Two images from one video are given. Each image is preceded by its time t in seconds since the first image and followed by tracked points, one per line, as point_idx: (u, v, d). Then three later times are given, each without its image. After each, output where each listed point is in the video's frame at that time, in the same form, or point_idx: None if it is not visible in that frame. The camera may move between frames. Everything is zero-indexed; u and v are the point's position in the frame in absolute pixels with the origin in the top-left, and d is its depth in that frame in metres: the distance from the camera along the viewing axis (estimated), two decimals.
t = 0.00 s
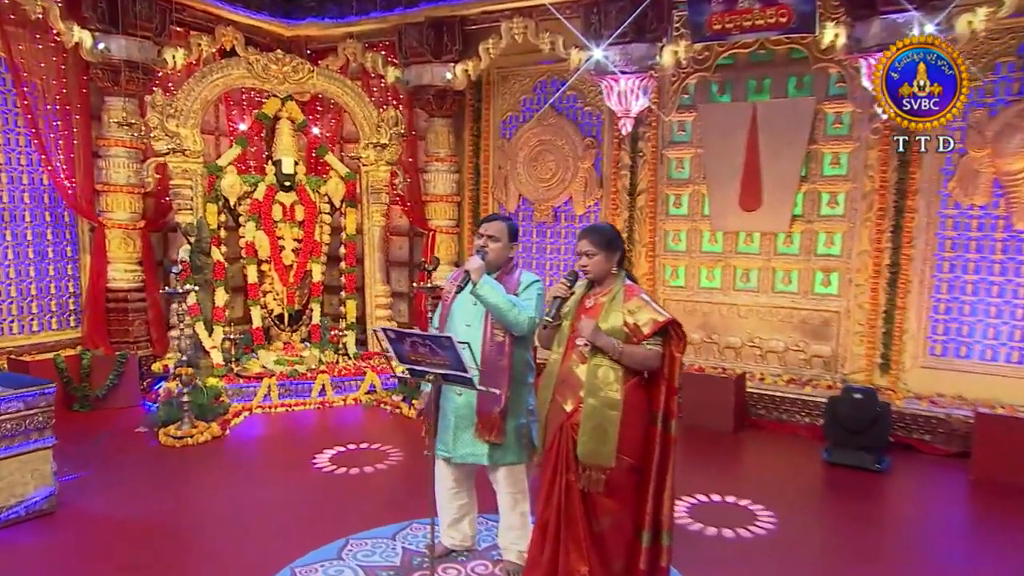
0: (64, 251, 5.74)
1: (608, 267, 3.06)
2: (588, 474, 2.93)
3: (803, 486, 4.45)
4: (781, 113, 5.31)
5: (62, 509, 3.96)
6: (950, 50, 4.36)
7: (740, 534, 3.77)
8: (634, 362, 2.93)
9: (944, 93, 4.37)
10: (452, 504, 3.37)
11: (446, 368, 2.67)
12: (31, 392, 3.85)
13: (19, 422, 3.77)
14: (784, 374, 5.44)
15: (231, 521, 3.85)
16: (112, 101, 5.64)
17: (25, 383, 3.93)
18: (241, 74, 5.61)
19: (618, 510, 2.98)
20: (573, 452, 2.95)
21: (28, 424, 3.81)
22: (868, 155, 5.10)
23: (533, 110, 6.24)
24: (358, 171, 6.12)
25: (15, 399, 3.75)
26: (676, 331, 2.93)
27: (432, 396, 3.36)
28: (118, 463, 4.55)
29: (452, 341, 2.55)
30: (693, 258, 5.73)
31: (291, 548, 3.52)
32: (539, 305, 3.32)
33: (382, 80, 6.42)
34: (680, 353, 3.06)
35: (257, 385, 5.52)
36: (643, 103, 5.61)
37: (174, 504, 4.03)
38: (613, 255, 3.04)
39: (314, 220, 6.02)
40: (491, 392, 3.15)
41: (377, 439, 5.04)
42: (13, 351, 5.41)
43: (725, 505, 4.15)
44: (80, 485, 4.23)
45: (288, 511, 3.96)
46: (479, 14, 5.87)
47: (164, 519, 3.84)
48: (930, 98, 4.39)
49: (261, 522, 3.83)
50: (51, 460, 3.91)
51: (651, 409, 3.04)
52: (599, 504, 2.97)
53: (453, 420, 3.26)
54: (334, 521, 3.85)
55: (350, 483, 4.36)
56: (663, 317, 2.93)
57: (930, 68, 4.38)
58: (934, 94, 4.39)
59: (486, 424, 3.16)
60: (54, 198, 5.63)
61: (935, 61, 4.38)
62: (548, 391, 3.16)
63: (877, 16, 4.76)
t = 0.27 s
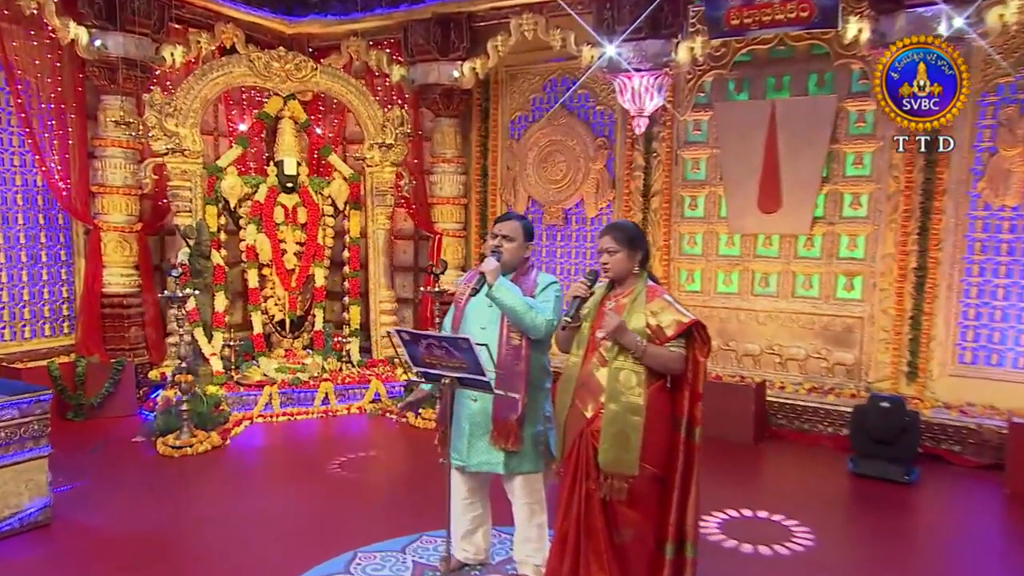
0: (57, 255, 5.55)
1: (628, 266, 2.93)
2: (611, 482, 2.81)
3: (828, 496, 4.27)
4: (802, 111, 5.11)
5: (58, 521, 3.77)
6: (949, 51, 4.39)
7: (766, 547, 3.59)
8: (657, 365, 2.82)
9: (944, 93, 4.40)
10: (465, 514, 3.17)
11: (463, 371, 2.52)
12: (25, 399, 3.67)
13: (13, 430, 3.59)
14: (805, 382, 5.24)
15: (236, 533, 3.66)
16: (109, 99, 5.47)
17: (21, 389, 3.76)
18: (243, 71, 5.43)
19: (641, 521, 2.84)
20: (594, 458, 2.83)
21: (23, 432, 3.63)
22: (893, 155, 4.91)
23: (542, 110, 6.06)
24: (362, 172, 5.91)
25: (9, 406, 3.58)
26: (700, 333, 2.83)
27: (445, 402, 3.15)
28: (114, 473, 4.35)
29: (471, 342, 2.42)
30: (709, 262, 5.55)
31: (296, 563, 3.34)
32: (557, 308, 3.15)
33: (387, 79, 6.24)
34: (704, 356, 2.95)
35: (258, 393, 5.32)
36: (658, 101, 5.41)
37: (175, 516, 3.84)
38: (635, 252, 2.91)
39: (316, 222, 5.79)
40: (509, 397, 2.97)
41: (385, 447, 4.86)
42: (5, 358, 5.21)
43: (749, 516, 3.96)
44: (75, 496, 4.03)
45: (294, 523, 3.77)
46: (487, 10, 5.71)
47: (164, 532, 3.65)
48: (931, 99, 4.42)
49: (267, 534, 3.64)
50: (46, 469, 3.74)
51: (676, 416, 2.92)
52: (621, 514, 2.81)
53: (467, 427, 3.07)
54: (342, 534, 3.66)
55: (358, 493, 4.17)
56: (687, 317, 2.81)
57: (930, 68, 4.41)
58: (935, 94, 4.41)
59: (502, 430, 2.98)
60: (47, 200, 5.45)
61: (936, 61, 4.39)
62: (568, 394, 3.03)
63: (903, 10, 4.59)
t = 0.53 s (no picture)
0: (52, 255, 5.39)
1: (650, 264, 2.79)
2: (631, 486, 2.67)
3: (852, 503, 4.11)
4: (821, 107, 4.95)
5: (56, 529, 3.61)
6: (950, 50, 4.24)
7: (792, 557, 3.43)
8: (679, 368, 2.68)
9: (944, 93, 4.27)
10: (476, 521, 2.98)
11: (479, 371, 2.36)
12: (23, 401, 3.50)
13: (10, 434, 3.42)
14: (824, 387, 5.07)
15: (241, 541, 3.51)
16: (105, 95, 5.31)
17: (19, 391, 3.59)
18: (244, 67, 5.29)
19: (662, 527, 2.70)
20: (612, 460, 2.72)
21: (20, 436, 3.47)
22: (915, 151, 4.75)
23: (550, 106, 5.93)
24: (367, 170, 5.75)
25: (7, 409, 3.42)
26: (724, 335, 2.69)
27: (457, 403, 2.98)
28: (113, 479, 4.19)
29: (488, 341, 2.26)
30: (723, 262, 5.39)
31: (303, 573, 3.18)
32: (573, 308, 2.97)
33: (391, 75, 6.10)
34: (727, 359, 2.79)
35: (259, 397, 5.15)
36: (671, 96, 5.26)
37: (177, 524, 3.68)
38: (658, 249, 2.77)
39: (320, 221, 5.62)
40: (525, 397, 2.79)
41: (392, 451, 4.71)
42: None
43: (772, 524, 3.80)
44: (73, 503, 3.87)
45: (302, 531, 3.63)
46: (494, 4, 5.58)
47: (168, 540, 3.51)
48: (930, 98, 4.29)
49: (273, 543, 3.50)
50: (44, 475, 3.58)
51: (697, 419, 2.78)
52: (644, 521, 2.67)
53: (480, 430, 2.90)
54: (350, 542, 3.52)
55: (366, 499, 4.03)
56: (711, 317, 2.68)
57: (930, 68, 4.27)
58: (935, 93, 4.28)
59: (516, 432, 2.81)
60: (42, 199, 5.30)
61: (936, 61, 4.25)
62: (585, 397, 2.87)
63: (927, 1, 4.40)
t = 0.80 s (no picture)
0: (49, 253, 5.23)
1: (676, 258, 2.63)
2: (655, 488, 2.51)
3: (879, 509, 3.95)
4: (842, 99, 4.78)
5: (56, 534, 3.46)
6: (949, 49, 4.26)
7: (822, 568, 3.26)
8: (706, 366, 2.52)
9: (944, 93, 4.27)
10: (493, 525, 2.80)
11: (498, 370, 2.21)
12: (23, 401, 3.36)
13: (10, 435, 3.28)
14: (846, 390, 4.90)
15: (250, 548, 3.36)
16: (104, 88, 5.16)
17: (19, 391, 3.45)
18: (247, 59, 5.13)
19: (686, 531, 2.55)
20: (636, 463, 2.54)
21: (20, 438, 3.32)
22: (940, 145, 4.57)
23: (560, 100, 5.78)
24: (373, 166, 5.59)
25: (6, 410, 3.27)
26: (752, 331, 2.55)
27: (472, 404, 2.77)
28: (112, 483, 4.03)
29: (508, 336, 2.11)
30: (741, 261, 5.23)
31: None
32: (593, 304, 2.77)
33: (396, 68, 5.94)
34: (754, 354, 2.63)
35: (262, 400, 4.97)
36: (687, 89, 5.08)
37: (181, 530, 3.53)
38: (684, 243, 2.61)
39: (324, 219, 5.45)
40: (544, 397, 2.57)
41: (401, 454, 4.56)
42: None
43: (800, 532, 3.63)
44: (71, 508, 3.72)
45: (312, 538, 3.47)
46: None
47: (173, 547, 3.35)
48: (930, 98, 4.30)
49: (282, 550, 3.34)
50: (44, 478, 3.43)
51: (723, 418, 2.64)
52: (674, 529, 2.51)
53: (496, 432, 2.68)
54: (362, 549, 3.36)
55: (377, 504, 3.87)
56: (738, 313, 2.53)
57: (930, 68, 4.29)
58: (934, 93, 4.29)
59: (533, 434, 2.59)
60: (39, 195, 5.15)
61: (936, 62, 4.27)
62: (608, 395, 2.70)
63: None
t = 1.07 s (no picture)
0: (47, 249, 5.12)
1: (697, 251, 2.46)
2: (677, 487, 2.36)
3: (904, 511, 3.81)
4: (860, 91, 4.66)
5: (57, 536, 3.35)
6: (950, 50, 4.41)
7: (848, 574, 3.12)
8: (731, 359, 2.36)
9: (944, 92, 4.42)
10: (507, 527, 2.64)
11: (517, 366, 2.09)
12: (25, 400, 3.25)
13: (11, 435, 3.16)
14: (863, 389, 4.77)
15: (257, 552, 3.24)
16: (103, 81, 5.04)
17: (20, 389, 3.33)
18: (250, 52, 5.01)
19: (709, 531, 2.39)
20: (659, 461, 2.38)
21: (22, 437, 3.20)
22: (963, 138, 4.44)
23: (570, 94, 5.69)
24: (378, 161, 5.46)
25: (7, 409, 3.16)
26: (777, 323, 2.40)
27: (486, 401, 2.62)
28: (114, 484, 3.92)
29: (529, 331, 1.99)
30: (755, 257, 5.12)
31: None
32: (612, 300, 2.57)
33: (401, 61, 5.83)
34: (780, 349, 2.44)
35: (266, 400, 4.85)
36: (700, 82, 4.94)
37: (186, 532, 3.42)
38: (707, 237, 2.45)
39: (328, 215, 5.32)
40: (563, 395, 2.43)
41: (410, 454, 4.45)
42: None
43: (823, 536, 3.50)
44: (72, 509, 3.60)
45: (320, 541, 3.36)
46: None
47: (177, 550, 3.24)
48: (930, 98, 4.46)
49: (290, 554, 3.23)
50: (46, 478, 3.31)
51: (746, 415, 2.47)
52: (701, 535, 2.36)
53: (512, 431, 2.53)
54: (372, 553, 3.25)
55: (387, 506, 3.76)
56: (763, 303, 2.38)
57: (930, 68, 4.46)
58: (934, 94, 4.45)
59: (552, 432, 2.46)
60: (37, 189, 5.03)
61: (935, 61, 4.43)
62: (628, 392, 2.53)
63: None
